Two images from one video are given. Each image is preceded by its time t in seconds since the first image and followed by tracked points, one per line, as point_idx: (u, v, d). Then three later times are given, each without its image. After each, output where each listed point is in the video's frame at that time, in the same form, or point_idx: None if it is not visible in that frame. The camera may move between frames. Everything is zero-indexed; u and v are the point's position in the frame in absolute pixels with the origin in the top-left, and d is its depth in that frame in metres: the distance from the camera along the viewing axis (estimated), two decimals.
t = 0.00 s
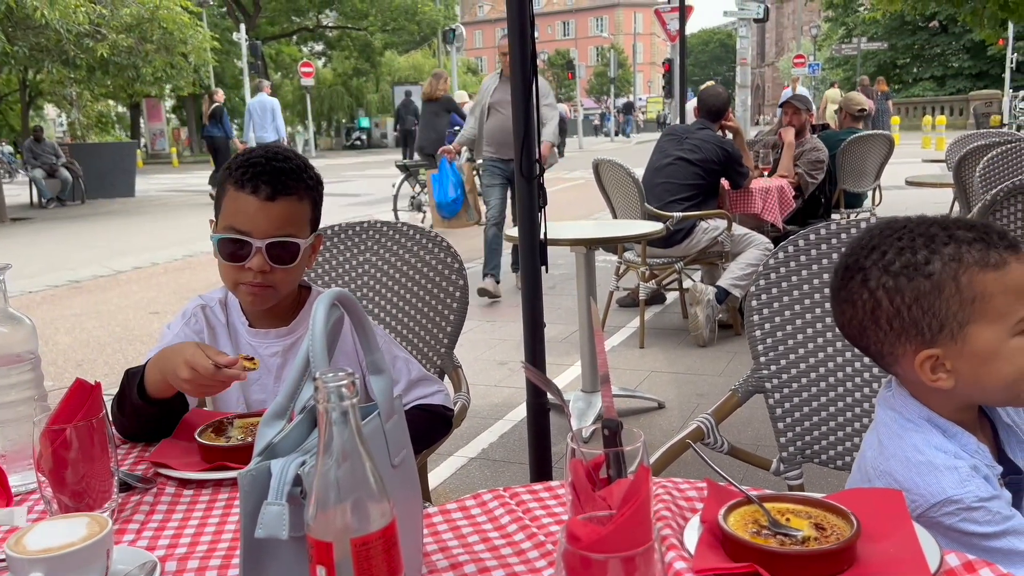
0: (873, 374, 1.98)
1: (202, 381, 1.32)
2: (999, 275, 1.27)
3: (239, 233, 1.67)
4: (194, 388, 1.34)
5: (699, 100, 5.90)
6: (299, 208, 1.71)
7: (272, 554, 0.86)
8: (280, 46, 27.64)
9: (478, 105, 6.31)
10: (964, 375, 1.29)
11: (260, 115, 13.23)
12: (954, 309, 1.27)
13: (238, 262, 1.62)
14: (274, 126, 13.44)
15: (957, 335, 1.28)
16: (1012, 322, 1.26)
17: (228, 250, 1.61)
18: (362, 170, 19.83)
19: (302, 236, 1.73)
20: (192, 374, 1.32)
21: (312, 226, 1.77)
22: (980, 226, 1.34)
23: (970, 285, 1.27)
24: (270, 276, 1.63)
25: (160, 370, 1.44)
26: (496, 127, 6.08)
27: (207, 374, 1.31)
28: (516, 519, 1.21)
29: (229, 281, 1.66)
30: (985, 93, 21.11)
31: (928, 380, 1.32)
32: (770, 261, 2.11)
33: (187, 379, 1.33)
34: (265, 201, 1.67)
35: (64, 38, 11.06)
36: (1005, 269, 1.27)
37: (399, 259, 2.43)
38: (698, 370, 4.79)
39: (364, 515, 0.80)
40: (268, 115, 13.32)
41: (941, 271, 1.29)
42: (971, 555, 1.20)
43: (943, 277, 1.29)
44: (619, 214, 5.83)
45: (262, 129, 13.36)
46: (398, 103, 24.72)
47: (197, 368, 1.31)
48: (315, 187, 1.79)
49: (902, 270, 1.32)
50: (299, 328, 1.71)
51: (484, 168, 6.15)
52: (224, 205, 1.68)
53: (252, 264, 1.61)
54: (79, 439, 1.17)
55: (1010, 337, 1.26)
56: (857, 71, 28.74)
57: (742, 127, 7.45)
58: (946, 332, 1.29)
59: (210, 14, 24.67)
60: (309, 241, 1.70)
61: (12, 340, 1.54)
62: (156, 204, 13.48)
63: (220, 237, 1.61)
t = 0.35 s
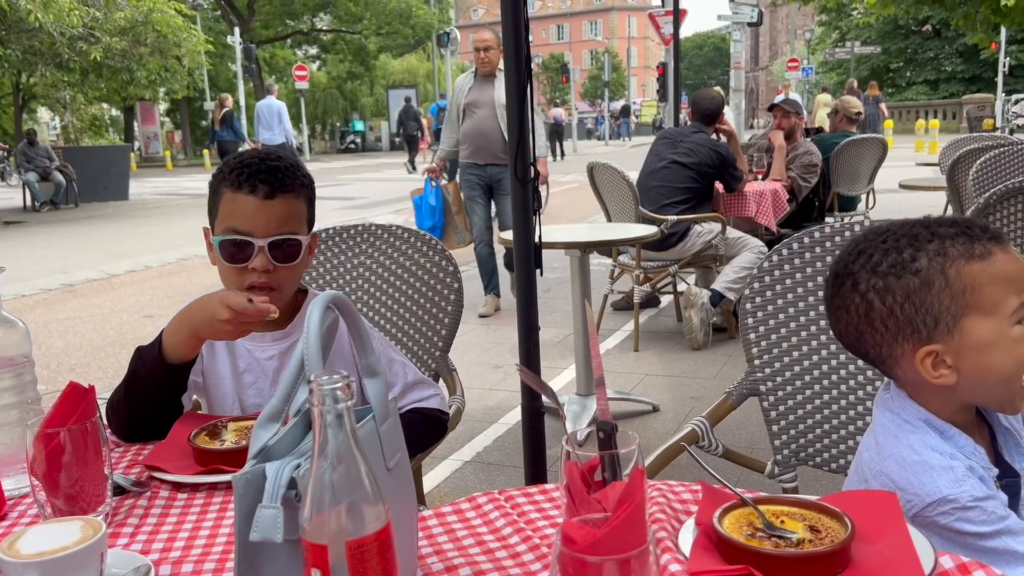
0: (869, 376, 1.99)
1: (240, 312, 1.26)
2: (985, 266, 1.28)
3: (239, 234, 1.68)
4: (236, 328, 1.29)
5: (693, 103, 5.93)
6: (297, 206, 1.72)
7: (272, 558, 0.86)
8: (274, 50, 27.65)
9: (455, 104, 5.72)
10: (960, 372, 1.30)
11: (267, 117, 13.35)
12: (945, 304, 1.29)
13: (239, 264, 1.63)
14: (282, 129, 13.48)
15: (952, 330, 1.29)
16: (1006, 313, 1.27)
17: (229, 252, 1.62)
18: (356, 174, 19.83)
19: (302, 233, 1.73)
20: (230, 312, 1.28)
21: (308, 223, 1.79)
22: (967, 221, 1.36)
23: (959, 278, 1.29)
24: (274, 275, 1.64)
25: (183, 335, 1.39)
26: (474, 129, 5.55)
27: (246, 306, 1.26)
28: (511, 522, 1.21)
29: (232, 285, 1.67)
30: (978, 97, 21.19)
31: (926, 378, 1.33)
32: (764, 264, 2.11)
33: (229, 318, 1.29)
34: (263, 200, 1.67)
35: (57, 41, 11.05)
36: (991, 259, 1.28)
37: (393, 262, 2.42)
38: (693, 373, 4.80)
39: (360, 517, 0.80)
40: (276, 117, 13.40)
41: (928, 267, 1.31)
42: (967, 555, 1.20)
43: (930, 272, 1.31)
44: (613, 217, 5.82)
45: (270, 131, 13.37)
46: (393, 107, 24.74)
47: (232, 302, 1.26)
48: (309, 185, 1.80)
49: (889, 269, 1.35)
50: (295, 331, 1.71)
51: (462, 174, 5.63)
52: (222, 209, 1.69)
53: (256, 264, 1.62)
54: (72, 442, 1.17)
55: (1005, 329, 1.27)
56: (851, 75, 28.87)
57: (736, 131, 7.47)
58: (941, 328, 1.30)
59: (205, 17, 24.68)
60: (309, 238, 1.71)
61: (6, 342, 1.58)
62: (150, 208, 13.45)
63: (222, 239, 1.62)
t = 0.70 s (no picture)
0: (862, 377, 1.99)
1: (252, 287, 1.35)
2: (971, 260, 1.31)
3: (239, 231, 1.68)
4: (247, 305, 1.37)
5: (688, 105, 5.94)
6: (295, 202, 1.73)
7: (266, 559, 0.85)
8: (270, 51, 27.61)
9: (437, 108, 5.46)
10: (945, 365, 1.32)
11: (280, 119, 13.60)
12: (932, 296, 1.31)
13: (243, 262, 1.61)
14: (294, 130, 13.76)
15: (937, 323, 1.31)
16: (990, 308, 1.30)
17: (230, 251, 1.60)
18: (351, 175, 19.82)
19: (300, 229, 1.74)
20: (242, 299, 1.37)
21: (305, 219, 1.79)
22: (952, 218, 1.39)
23: (946, 271, 1.31)
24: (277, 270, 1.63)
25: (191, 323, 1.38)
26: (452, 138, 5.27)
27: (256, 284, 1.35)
28: (505, 524, 1.21)
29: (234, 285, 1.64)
30: (972, 99, 21.28)
31: (911, 371, 1.35)
32: (758, 265, 2.12)
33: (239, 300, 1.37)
34: (262, 196, 1.69)
35: (51, 42, 11.02)
36: (975, 254, 1.31)
37: (390, 263, 2.42)
38: (688, 374, 4.80)
39: (354, 518, 0.80)
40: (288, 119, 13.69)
41: (916, 259, 1.33)
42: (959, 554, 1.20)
43: (919, 264, 1.33)
44: (608, 218, 5.83)
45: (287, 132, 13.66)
46: (388, 108, 24.73)
47: (242, 277, 1.35)
48: (304, 183, 1.81)
49: (878, 261, 1.37)
50: (290, 332, 1.71)
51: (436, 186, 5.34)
52: (220, 208, 1.69)
53: (258, 260, 1.60)
54: (66, 444, 1.17)
55: (988, 324, 1.30)
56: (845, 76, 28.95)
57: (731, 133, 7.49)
58: (927, 320, 1.32)
59: (199, 19, 24.64)
60: (309, 233, 1.71)
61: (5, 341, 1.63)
62: (144, 209, 13.42)
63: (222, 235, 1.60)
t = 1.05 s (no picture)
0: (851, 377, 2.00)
1: (232, 273, 1.33)
2: (952, 258, 1.31)
3: (228, 237, 1.69)
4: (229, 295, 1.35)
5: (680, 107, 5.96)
6: (284, 205, 1.73)
7: (254, 560, 0.85)
8: (262, 52, 27.55)
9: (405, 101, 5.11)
10: (924, 361, 1.32)
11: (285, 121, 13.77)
12: (912, 291, 1.31)
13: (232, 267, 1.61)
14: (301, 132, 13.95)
15: (917, 319, 1.32)
16: (970, 305, 1.30)
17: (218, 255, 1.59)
18: (343, 176, 19.80)
19: (289, 233, 1.74)
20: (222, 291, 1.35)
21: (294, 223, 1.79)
22: (939, 219, 1.40)
23: (928, 267, 1.31)
24: (267, 276, 1.63)
25: (173, 315, 1.35)
26: (422, 135, 4.97)
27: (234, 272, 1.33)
28: (496, 524, 1.21)
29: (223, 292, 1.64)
30: (962, 101, 21.40)
31: (892, 368, 1.35)
32: (748, 267, 2.12)
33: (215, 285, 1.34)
34: (249, 202, 1.69)
35: (42, 43, 10.97)
36: (956, 252, 1.32)
37: (381, 264, 2.42)
38: (680, 375, 4.81)
39: (343, 519, 0.80)
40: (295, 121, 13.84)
41: (898, 255, 1.34)
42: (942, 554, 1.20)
43: (901, 260, 1.33)
44: (601, 220, 5.83)
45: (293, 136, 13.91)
46: (381, 109, 24.70)
47: (222, 264, 1.33)
48: (293, 186, 1.81)
49: (861, 257, 1.38)
50: (281, 334, 1.71)
51: (405, 185, 5.02)
52: (209, 214, 1.69)
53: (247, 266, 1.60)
54: (54, 445, 1.16)
55: (967, 322, 1.30)
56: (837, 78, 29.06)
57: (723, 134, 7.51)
58: (907, 316, 1.32)
59: (192, 20, 24.57)
60: (297, 237, 1.71)
61: None
62: (137, 210, 13.41)
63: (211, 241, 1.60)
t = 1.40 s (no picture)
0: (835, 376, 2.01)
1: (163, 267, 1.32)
2: (926, 252, 1.33)
3: (215, 238, 1.68)
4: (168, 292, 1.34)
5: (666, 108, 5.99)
6: (269, 206, 1.73)
7: (234, 559, 0.85)
8: (250, 52, 27.45)
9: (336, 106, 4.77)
10: (902, 355, 1.34)
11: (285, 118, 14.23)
12: (888, 286, 1.33)
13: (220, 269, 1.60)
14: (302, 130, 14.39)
15: (894, 313, 1.33)
16: (944, 299, 1.32)
17: (206, 258, 1.58)
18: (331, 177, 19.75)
19: (274, 233, 1.75)
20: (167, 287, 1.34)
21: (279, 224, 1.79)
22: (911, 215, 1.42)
23: (902, 262, 1.33)
24: (253, 276, 1.63)
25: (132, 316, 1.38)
26: (351, 142, 4.61)
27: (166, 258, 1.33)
28: (480, 524, 1.21)
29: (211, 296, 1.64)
30: (947, 103, 21.55)
31: (870, 362, 1.36)
32: (733, 267, 2.14)
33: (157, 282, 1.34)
34: (235, 203, 1.68)
35: (27, 42, 10.90)
36: (929, 247, 1.34)
37: (367, 265, 2.41)
38: (667, 375, 4.83)
39: (324, 518, 0.80)
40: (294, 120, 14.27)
41: (873, 251, 1.35)
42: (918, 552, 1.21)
43: (875, 255, 1.35)
44: (588, 220, 5.84)
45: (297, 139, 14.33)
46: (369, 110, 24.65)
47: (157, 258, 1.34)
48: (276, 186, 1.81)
49: (837, 253, 1.39)
50: (265, 335, 1.72)
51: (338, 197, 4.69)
52: (194, 215, 1.69)
53: (235, 268, 1.60)
54: (36, 446, 1.15)
55: (941, 315, 1.31)
56: (824, 80, 29.22)
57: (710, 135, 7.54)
58: (884, 310, 1.34)
59: (179, 20, 24.44)
60: (283, 237, 1.71)
61: None
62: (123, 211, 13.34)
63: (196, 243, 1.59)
